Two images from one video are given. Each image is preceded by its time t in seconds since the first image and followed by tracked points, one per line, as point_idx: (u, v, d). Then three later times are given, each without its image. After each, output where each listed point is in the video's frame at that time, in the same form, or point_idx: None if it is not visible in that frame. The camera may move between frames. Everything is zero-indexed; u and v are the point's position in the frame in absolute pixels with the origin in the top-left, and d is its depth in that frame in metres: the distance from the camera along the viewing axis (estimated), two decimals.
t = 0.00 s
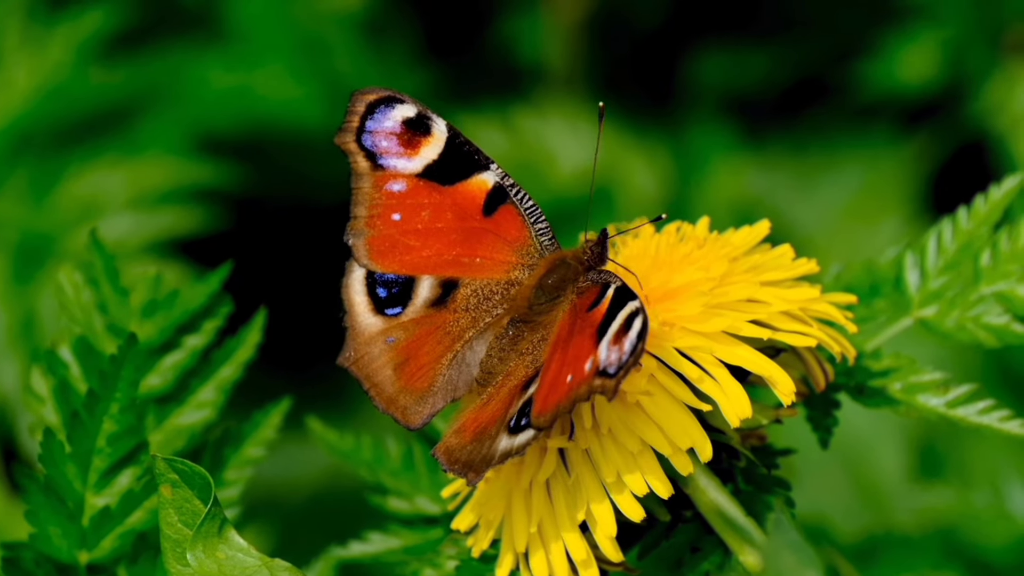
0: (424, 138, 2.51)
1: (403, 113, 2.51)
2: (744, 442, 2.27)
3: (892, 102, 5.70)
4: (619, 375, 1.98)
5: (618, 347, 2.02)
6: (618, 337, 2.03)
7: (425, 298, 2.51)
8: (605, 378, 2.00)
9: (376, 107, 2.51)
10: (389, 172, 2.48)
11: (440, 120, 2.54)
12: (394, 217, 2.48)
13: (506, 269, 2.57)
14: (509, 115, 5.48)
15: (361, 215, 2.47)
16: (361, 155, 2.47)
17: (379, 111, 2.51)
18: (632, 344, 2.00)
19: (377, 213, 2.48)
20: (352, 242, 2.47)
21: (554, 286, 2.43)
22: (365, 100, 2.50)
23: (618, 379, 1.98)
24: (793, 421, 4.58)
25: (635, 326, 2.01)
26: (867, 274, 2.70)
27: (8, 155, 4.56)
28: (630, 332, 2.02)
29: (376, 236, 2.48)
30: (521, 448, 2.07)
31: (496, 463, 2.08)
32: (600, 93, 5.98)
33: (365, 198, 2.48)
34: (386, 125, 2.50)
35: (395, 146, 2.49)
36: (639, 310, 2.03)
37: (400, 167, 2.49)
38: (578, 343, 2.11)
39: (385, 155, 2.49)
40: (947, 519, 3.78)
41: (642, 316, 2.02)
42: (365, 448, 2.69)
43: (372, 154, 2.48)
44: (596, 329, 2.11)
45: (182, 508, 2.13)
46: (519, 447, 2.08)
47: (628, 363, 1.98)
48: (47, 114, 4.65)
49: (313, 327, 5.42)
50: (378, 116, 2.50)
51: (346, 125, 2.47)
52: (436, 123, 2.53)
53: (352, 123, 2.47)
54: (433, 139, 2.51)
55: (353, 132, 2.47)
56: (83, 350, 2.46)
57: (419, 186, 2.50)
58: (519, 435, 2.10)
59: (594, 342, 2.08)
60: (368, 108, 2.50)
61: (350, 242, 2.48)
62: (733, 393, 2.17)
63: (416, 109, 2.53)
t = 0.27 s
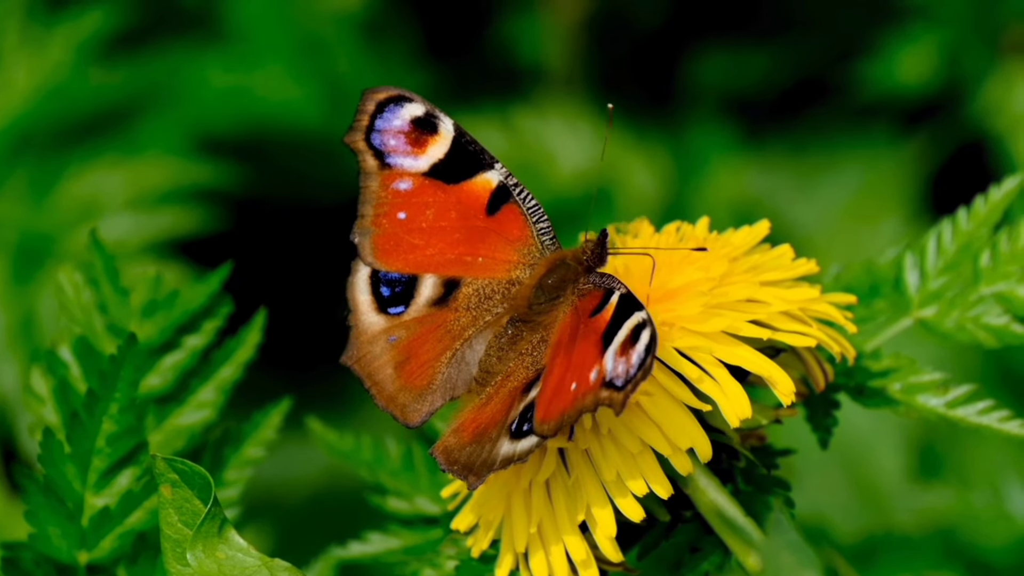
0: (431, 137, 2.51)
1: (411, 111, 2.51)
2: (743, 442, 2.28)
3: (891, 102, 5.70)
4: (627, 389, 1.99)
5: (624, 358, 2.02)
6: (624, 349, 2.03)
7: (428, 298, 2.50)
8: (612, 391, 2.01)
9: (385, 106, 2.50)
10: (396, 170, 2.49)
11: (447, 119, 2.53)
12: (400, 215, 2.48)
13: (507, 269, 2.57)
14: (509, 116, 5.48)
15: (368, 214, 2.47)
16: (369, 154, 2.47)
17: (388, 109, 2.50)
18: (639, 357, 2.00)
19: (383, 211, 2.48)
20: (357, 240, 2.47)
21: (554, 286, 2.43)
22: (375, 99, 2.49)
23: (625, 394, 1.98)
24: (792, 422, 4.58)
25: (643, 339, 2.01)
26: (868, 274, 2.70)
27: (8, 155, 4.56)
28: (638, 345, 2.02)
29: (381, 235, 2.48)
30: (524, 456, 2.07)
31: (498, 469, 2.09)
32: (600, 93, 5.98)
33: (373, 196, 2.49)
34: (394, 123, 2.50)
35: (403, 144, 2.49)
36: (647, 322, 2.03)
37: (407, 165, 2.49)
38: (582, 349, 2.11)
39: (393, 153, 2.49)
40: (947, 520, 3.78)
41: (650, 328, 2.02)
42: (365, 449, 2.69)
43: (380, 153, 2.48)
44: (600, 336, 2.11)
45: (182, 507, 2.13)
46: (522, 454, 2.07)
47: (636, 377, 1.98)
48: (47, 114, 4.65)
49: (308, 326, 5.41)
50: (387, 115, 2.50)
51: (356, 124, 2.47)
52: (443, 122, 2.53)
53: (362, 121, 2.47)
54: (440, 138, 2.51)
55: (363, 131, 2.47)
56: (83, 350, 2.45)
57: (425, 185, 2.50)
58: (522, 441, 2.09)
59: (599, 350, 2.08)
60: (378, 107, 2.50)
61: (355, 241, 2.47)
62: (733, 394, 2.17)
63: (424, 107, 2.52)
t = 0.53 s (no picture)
0: (441, 141, 2.50)
1: (423, 117, 2.51)
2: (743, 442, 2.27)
3: (891, 103, 5.70)
4: (653, 412, 1.99)
5: (647, 379, 2.03)
6: (646, 368, 2.03)
7: (432, 301, 2.50)
8: (636, 412, 2.02)
9: (398, 113, 2.50)
10: (407, 176, 2.49)
11: (456, 123, 2.53)
12: (408, 220, 2.48)
13: (508, 269, 2.56)
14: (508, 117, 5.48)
15: (378, 219, 2.48)
16: (382, 161, 2.47)
17: (400, 116, 2.50)
18: (664, 379, 2.01)
19: (393, 217, 2.48)
20: (366, 245, 2.47)
21: (554, 287, 2.43)
22: (388, 106, 2.50)
23: (651, 417, 1.99)
24: (791, 422, 4.58)
25: (667, 361, 2.01)
26: (867, 275, 2.70)
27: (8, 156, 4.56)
28: (662, 366, 2.02)
29: (390, 240, 2.48)
30: (536, 469, 2.10)
31: (511, 479, 2.11)
32: (599, 93, 5.98)
33: (383, 202, 2.49)
34: (406, 130, 2.50)
35: (413, 150, 2.49)
36: (669, 342, 2.01)
37: (418, 171, 2.49)
38: (596, 361, 2.10)
39: (404, 160, 2.49)
40: (946, 521, 3.78)
41: (674, 349, 2.01)
42: (365, 450, 2.70)
43: (393, 159, 2.49)
44: (615, 349, 2.10)
45: (181, 508, 2.13)
46: (535, 468, 2.10)
47: (662, 401, 1.98)
48: (46, 115, 4.64)
49: (315, 327, 5.44)
50: (400, 122, 2.50)
51: (369, 131, 2.47)
52: (452, 127, 2.52)
53: (376, 129, 2.47)
54: (449, 143, 2.50)
55: (376, 138, 2.47)
56: (82, 351, 2.45)
57: (433, 189, 2.50)
58: (534, 453, 2.12)
59: (617, 365, 2.08)
60: (391, 114, 2.50)
61: (365, 246, 2.48)
62: (732, 394, 2.17)
63: (435, 112, 2.52)
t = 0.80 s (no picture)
0: (440, 143, 2.51)
1: (422, 120, 2.52)
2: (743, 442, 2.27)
3: (891, 103, 5.70)
4: (660, 411, 1.99)
5: (654, 378, 2.03)
6: (652, 367, 2.03)
7: (432, 303, 2.50)
8: (642, 411, 2.02)
9: (397, 116, 2.51)
10: (406, 178, 2.50)
11: (455, 125, 2.54)
12: (408, 222, 2.49)
13: (508, 270, 2.55)
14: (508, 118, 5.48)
15: (378, 222, 2.49)
16: (381, 163, 2.49)
17: (399, 119, 2.51)
18: (670, 378, 2.00)
19: (392, 219, 2.49)
20: (366, 247, 2.48)
21: (556, 287, 2.41)
22: (387, 109, 2.50)
23: (658, 416, 1.99)
24: (792, 423, 4.58)
25: (673, 360, 2.01)
26: (867, 276, 2.70)
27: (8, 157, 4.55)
28: (668, 365, 2.02)
29: (389, 242, 2.49)
30: (542, 470, 2.10)
31: (516, 479, 2.12)
32: (599, 93, 5.97)
33: (383, 205, 2.50)
34: (405, 132, 2.50)
35: (413, 153, 2.50)
36: (675, 341, 2.02)
37: (417, 173, 2.50)
38: (600, 361, 2.11)
39: (403, 162, 2.50)
40: (947, 522, 3.79)
41: (680, 348, 2.01)
42: (364, 450, 2.69)
43: (391, 162, 2.50)
44: (620, 349, 2.10)
45: (181, 509, 2.13)
46: (541, 468, 2.10)
47: (669, 400, 1.98)
48: (46, 116, 4.64)
49: (315, 329, 5.43)
50: (399, 124, 2.51)
51: (369, 134, 2.48)
52: (451, 129, 2.53)
53: (374, 132, 2.48)
54: (448, 145, 2.51)
55: (375, 141, 2.48)
56: (83, 352, 2.45)
57: (432, 191, 2.51)
58: (539, 453, 2.12)
59: (622, 364, 2.08)
60: (390, 117, 2.51)
61: (364, 248, 2.49)
62: (732, 396, 2.17)
63: (434, 115, 2.53)
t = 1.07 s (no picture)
0: (436, 145, 2.51)
1: (418, 122, 2.52)
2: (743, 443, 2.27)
3: (891, 104, 5.70)
4: (661, 408, 1.99)
5: (654, 375, 2.02)
6: (652, 365, 2.03)
7: (431, 306, 2.50)
8: (644, 409, 2.01)
9: (393, 118, 2.51)
10: (403, 180, 2.50)
11: (451, 127, 2.54)
12: (405, 224, 2.49)
13: (507, 271, 2.56)
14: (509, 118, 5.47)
15: (375, 224, 2.49)
16: (377, 166, 2.49)
17: (394, 121, 2.51)
18: (671, 375, 2.00)
19: (390, 221, 2.49)
20: (364, 250, 2.49)
21: (554, 287, 2.43)
22: (382, 111, 2.50)
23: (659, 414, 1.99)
24: (792, 423, 4.58)
25: (674, 357, 2.00)
26: (868, 277, 2.69)
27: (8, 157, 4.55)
28: (668, 362, 2.01)
29: (387, 245, 2.49)
30: (544, 470, 2.10)
31: (518, 480, 2.12)
32: (599, 93, 5.96)
33: (380, 207, 2.50)
34: (401, 135, 2.51)
35: (409, 155, 2.50)
36: (675, 338, 2.01)
37: (413, 175, 2.50)
38: (600, 360, 2.11)
39: (400, 164, 2.50)
40: (947, 522, 3.79)
41: (680, 345, 2.00)
42: (364, 450, 2.69)
43: (388, 164, 2.50)
44: (620, 347, 2.10)
45: (181, 510, 2.13)
46: (543, 469, 2.10)
47: (670, 397, 1.98)
48: (46, 116, 4.63)
49: (315, 329, 5.42)
50: (394, 127, 2.51)
51: (364, 137, 2.49)
52: (447, 130, 2.53)
53: (370, 135, 2.49)
54: (444, 146, 2.51)
55: (371, 144, 2.48)
56: (83, 352, 2.45)
57: (429, 193, 2.51)
58: (540, 454, 2.12)
59: (622, 363, 2.08)
60: (385, 120, 2.51)
61: (362, 251, 2.49)
62: (733, 397, 2.17)
63: (430, 117, 2.53)
